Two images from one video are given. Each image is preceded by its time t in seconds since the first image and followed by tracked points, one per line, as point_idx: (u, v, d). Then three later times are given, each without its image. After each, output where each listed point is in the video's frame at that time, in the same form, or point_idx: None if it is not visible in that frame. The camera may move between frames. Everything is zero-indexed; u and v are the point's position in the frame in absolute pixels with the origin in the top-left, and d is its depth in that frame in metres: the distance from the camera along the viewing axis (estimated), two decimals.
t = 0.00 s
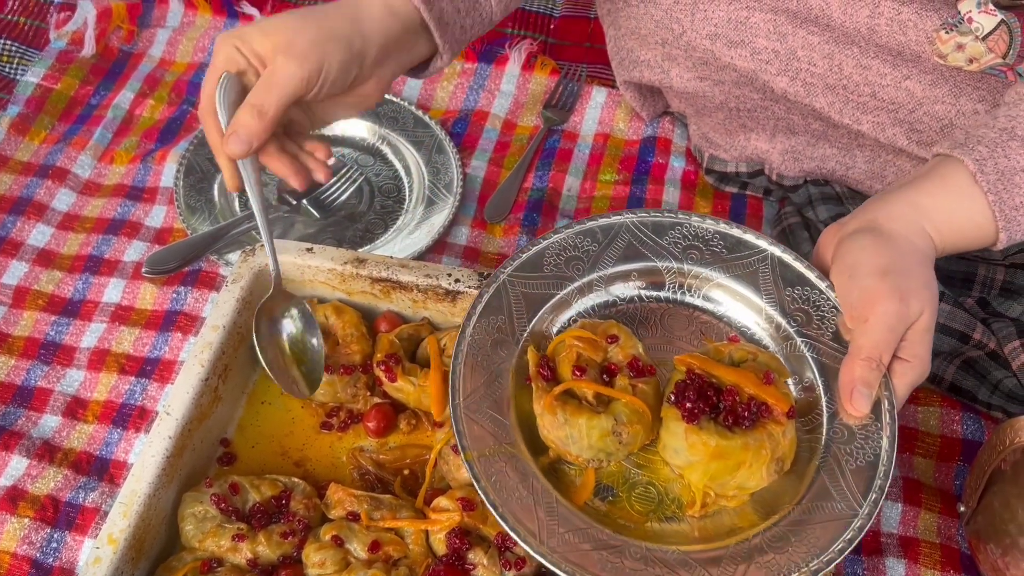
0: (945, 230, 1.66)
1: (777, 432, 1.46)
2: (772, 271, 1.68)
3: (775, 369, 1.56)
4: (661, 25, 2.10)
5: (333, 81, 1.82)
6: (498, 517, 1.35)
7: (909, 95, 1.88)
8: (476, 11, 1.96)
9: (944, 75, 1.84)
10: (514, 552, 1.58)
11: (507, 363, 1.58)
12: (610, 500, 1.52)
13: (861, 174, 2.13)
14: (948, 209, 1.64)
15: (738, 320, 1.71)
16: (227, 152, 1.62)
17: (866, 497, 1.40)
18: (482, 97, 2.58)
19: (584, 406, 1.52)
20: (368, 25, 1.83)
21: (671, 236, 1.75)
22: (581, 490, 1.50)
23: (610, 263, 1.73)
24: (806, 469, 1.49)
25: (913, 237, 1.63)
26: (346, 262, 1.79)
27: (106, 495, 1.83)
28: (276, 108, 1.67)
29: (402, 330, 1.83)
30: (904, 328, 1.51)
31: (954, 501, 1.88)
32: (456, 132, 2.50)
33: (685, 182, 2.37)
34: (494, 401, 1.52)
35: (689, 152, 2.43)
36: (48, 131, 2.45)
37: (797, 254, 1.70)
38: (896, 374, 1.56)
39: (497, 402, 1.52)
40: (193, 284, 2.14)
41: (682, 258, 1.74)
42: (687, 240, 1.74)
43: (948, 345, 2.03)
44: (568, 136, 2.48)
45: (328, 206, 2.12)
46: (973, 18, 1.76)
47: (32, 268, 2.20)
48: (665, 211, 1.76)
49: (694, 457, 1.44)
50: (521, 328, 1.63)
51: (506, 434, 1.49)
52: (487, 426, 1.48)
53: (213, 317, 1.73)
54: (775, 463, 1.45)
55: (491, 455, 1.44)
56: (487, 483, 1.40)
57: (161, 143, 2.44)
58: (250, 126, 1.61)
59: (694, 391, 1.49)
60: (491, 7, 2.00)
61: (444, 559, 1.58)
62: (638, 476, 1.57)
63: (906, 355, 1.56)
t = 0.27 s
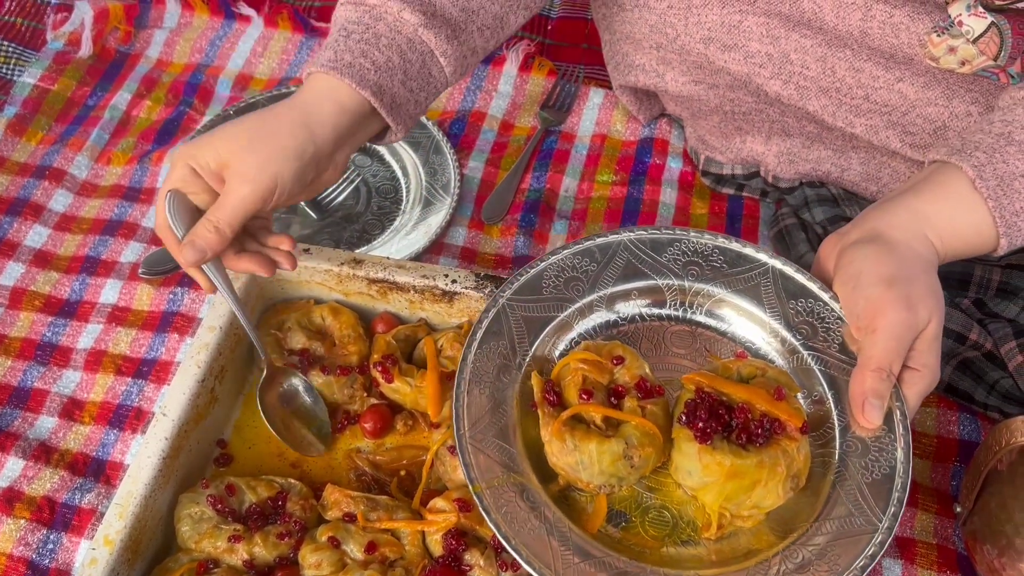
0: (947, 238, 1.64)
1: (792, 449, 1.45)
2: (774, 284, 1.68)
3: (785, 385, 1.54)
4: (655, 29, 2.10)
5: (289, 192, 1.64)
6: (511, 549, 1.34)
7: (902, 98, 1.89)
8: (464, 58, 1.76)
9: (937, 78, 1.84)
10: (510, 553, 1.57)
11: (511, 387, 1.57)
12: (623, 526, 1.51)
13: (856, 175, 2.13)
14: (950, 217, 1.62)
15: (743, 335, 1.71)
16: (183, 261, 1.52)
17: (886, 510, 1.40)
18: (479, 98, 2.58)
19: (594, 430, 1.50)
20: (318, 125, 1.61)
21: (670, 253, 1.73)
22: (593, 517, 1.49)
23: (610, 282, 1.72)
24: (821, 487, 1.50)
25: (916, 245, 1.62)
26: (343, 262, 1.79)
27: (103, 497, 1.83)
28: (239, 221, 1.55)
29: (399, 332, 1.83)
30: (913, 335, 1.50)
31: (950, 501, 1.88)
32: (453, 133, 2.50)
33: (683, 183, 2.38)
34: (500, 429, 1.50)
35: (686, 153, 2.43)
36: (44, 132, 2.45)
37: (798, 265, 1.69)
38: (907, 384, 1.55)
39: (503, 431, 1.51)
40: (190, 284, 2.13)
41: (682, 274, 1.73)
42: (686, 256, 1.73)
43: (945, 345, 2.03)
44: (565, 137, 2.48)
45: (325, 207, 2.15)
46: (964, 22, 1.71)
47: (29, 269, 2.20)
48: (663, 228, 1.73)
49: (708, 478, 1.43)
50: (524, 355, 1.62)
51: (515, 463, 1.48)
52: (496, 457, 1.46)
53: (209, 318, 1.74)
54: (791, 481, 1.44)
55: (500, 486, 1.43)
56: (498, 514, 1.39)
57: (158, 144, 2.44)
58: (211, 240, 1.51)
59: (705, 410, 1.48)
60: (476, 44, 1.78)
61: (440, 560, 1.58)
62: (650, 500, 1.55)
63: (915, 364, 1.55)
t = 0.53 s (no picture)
0: (945, 235, 1.64)
1: (790, 447, 1.45)
2: (771, 281, 1.68)
3: (783, 382, 1.54)
4: (654, 29, 2.11)
5: (311, 218, 1.64)
6: (508, 548, 1.34)
7: (901, 97, 1.89)
8: (468, 68, 1.76)
9: (936, 77, 1.85)
10: (509, 553, 1.58)
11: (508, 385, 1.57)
12: (621, 524, 1.51)
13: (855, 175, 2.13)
14: (947, 215, 1.63)
15: (740, 332, 1.71)
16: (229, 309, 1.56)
17: (883, 509, 1.41)
18: (478, 98, 2.58)
19: (590, 428, 1.49)
20: (320, 145, 1.61)
21: (666, 251, 1.73)
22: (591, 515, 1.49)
23: (607, 280, 1.72)
24: (818, 484, 1.50)
25: (914, 243, 1.62)
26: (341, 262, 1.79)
27: (100, 497, 1.82)
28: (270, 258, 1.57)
29: (397, 331, 1.83)
30: (911, 333, 1.51)
31: (948, 501, 1.88)
32: (452, 132, 2.50)
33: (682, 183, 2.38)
34: (497, 427, 1.50)
35: (684, 153, 2.44)
36: (43, 132, 2.45)
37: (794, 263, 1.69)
38: (904, 381, 1.55)
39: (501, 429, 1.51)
40: (188, 284, 2.14)
41: (678, 271, 1.73)
42: (683, 254, 1.73)
43: (943, 345, 2.02)
44: (564, 137, 2.48)
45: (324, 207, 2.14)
46: (962, 22, 1.71)
47: (27, 268, 2.19)
48: (659, 226, 1.74)
49: (706, 476, 1.43)
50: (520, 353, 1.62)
51: (513, 463, 1.48)
52: (493, 456, 1.46)
53: (207, 318, 1.74)
54: (788, 478, 1.45)
55: (497, 486, 1.42)
56: (495, 514, 1.38)
57: (156, 144, 2.44)
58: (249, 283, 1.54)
59: (703, 409, 1.47)
60: (479, 53, 1.78)
61: (439, 560, 1.58)
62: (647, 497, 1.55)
63: (912, 360, 1.55)
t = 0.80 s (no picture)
0: (949, 231, 1.65)
1: (796, 443, 1.45)
2: (775, 276, 1.68)
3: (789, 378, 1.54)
4: (655, 27, 2.11)
5: (351, 220, 1.66)
6: (514, 544, 1.33)
7: (901, 96, 1.89)
8: (505, 57, 1.77)
9: (937, 76, 1.85)
10: (508, 551, 1.58)
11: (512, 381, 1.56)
12: (627, 521, 1.51)
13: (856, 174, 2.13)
14: (951, 211, 1.63)
15: (743, 327, 1.71)
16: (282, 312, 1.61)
17: (890, 504, 1.40)
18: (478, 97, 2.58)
19: (596, 425, 1.50)
20: (354, 148, 1.64)
21: (669, 246, 1.73)
22: (597, 512, 1.49)
23: (610, 276, 1.72)
24: (823, 480, 1.49)
25: (918, 238, 1.63)
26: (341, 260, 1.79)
27: (100, 495, 1.82)
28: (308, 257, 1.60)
29: (397, 330, 1.83)
30: (916, 328, 1.51)
31: (947, 500, 1.89)
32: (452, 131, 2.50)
33: (681, 182, 2.38)
34: (501, 424, 1.49)
35: (684, 152, 2.44)
36: (42, 130, 2.45)
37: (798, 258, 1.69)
38: (909, 377, 1.55)
39: (505, 426, 1.50)
40: (188, 283, 2.14)
41: (681, 267, 1.73)
42: (686, 249, 1.73)
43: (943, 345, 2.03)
44: (563, 136, 2.48)
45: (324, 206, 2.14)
46: (965, 19, 1.72)
47: (26, 267, 2.19)
48: (662, 221, 1.74)
49: (713, 472, 1.43)
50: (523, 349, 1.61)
51: (518, 459, 1.47)
52: (498, 453, 1.45)
53: (207, 317, 1.73)
54: (795, 475, 1.44)
55: (502, 483, 1.42)
56: (501, 510, 1.38)
57: (156, 143, 2.44)
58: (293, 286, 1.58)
59: (709, 405, 1.47)
60: (515, 40, 1.79)
61: (438, 559, 1.58)
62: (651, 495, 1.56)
63: (917, 356, 1.55)
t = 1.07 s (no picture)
0: (951, 228, 1.65)
1: (799, 440, 1.45)
2: (777, 274, 1.68)
3: (791, 374, 1.55)
4: (656, 25, 2.11)
5: (338, 202, 1.66)
6: (516, 541, 1.33)
7: (902, 94, 1.89)
8: (514, 48, 1.77)
9: (937, 74, 1.85)
10: (508, 549, 1.58)
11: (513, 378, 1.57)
12: (629, 519, 1.52)
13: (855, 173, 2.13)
14: (952, 208, 1.64)
15: (745, 324, 1.71)
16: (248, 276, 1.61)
17: (892, 501, 1.40)
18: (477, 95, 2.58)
19: (599, 423, 1.50)
20: (355, 130, 1.64)
21: (671, 243, 1.74)
22: (598, 510, 1.49)
23: (612, 273, 1.72)
24: (826, 477, 1.49)
25: (920, 235, 1.63)
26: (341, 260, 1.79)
27: (100, 493, 1.83)
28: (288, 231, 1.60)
29: (397, 328, 1.83)
30: (918, 325, 1.51)
31: (946, 498, 1.89)
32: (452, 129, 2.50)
33: (681, 181, 2.38)
34: (503, 422, 1.49)
35: (684, 151, 2.44)
36: (42, 128, 2.45)
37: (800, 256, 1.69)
38: (911, 373, 1.55)
39: (506, 424, 1.49)
40: (188, 281, 2.14)
41: (683, 264, 1.73)
42: (688, 247, 1.73)
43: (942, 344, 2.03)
44: (563, 134, 2.48)
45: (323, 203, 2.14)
46: (966, 18, 1.72)
47: (26, 265, 2.19)
48: (664, 218, 1.74)
49: (716, 469, 1.43)
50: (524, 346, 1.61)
51: (520, 456, 1.47)
52: (501, 451, 1.45)
53: (207, 316, 1.73)
54: (797, 472, 1.45)
55: (505, 479, 1.42)
56: (503, 508, 1.38)
57: (156, 141, 2.44)
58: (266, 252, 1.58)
59: (711, 402, 1.48)
60: (524, 32, 1.79)
61: (438, 557, 1.57)
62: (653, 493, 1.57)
63: (920, 352, 1.55)
